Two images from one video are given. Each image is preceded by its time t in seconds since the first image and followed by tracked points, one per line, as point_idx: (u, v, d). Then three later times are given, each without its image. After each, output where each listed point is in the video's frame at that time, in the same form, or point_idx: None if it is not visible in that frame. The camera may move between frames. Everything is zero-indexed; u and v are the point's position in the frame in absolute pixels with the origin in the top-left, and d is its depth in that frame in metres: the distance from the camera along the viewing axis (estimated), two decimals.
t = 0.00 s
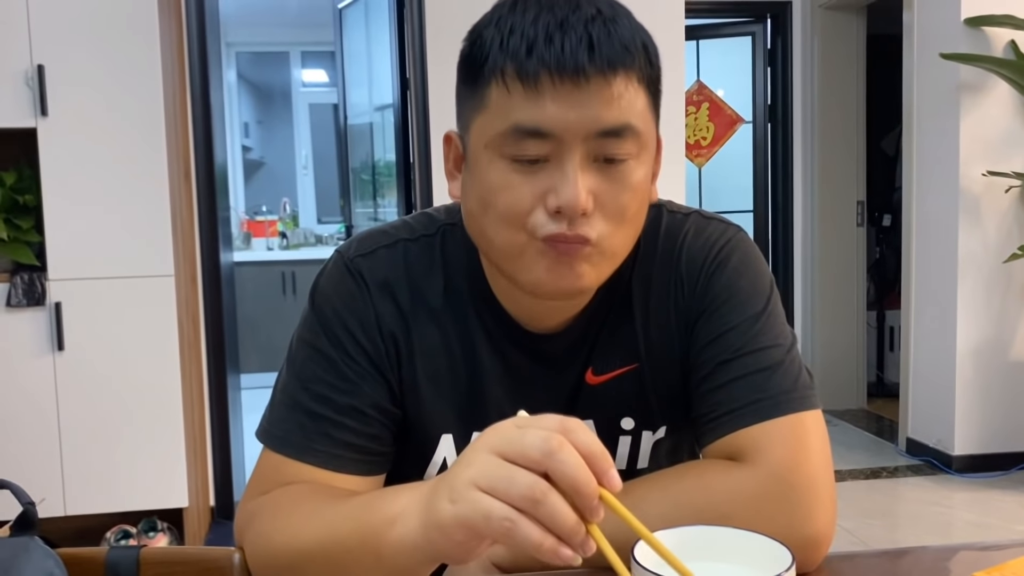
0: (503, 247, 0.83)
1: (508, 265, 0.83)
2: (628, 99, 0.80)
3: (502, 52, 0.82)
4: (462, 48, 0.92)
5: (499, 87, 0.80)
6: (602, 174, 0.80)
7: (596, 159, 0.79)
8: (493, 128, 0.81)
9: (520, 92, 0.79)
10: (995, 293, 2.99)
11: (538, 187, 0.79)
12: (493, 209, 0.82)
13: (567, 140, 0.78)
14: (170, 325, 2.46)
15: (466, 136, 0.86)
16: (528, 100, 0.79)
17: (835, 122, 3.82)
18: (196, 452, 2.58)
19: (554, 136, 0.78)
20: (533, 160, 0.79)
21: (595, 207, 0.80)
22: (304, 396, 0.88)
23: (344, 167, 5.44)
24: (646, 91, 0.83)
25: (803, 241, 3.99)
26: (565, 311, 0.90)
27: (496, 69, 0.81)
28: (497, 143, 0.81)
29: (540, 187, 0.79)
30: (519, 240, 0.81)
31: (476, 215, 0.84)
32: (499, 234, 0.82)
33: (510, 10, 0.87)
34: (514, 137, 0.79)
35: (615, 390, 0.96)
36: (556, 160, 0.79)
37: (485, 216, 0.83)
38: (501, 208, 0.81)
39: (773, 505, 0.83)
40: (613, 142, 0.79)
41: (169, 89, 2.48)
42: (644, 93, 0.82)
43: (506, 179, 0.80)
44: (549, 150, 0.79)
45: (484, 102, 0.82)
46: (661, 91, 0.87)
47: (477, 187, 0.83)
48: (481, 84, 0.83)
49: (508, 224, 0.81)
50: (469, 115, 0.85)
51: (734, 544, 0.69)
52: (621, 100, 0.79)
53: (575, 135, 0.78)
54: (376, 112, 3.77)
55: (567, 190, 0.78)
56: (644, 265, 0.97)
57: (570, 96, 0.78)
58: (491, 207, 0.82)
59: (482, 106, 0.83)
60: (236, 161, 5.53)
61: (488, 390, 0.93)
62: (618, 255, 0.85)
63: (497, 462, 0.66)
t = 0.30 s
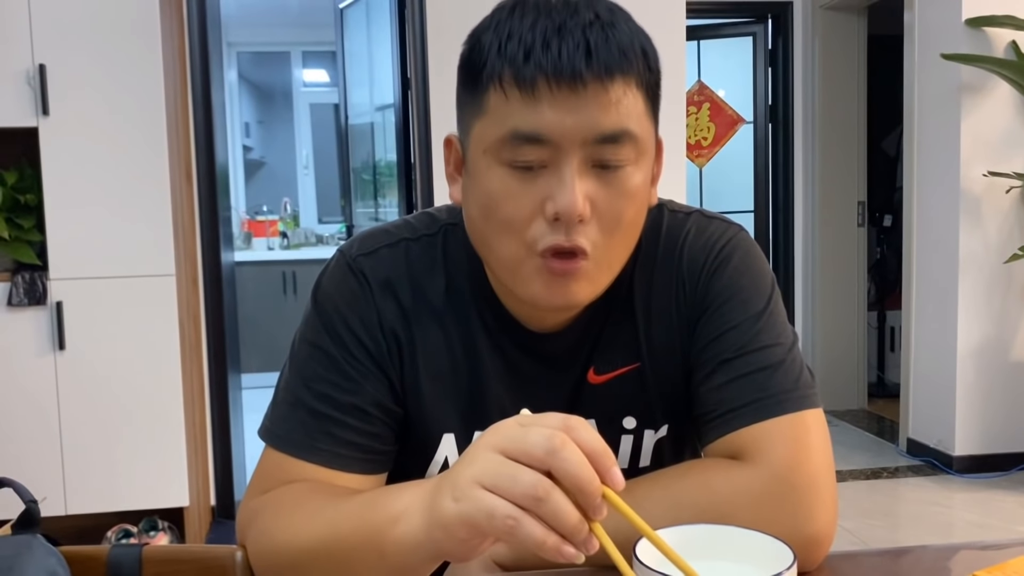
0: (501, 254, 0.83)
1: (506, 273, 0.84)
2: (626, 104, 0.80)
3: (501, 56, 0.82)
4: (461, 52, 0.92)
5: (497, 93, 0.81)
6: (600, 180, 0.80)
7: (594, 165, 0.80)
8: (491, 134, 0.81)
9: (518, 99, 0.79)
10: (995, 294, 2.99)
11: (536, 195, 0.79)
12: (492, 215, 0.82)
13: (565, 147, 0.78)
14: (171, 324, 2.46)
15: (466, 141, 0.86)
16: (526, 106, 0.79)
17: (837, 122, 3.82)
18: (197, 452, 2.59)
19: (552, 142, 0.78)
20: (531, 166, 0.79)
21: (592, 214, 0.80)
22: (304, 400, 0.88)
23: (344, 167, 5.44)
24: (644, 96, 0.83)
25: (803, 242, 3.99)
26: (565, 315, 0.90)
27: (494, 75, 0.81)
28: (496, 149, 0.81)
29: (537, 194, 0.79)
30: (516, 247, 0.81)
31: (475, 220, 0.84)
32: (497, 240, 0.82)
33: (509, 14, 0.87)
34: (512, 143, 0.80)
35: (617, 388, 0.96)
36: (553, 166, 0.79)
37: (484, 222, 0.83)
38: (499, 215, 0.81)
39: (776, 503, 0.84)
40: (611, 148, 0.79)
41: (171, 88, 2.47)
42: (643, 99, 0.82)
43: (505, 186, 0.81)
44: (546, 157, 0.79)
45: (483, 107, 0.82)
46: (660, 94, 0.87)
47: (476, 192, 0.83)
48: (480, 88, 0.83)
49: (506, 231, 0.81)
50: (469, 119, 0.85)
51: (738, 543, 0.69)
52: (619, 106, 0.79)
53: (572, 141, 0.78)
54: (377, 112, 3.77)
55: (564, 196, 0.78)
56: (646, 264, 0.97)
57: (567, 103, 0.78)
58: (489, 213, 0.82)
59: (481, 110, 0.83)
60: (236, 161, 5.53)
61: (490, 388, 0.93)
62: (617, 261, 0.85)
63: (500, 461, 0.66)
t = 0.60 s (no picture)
0: (497, 254, 0.83)
1: (503, 275, 0.84)
2: (623, 107, 0.80)
3: (498, 58, 0.82)
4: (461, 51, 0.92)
5: (494, 95, 0.81)
6: (596, 184, 0.80)
7: (590, 169, 0.80)
8: (488, 135, 0.81)
9: (514, 100, 0.79)
10: (994, 294, 3.00)
11: (532, 197, 0.80)
12: (487, 216, 0.82)
13: (561, 150, 0.78)
14: (170, 321, 2.47)
15: (464, 141, 0.86)
16: (522, 108, 0.79)
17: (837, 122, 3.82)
18: (196, 450, 2.59)
19: (547, 145, 0.78)
20: (527, 169, 0.80)
21: (588, 216, 0.80)
22: (303, 397, 0.88)
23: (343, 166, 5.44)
24: (643, 99, 0.83)
25: (803, 242, 3.99)
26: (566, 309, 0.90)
27: (491, 77, 0.81)
28: (492, 151, 0.81)
29: (533, 196, 0.80)
30: (512, 249, 0.82)
31: (471, 220, 0.85)
32: (493, 241, 0.83)
33: (508, 13, 0.87)
34: (508, 146, 0.80)
35: (617, 386, 0.96)
36: (549, 169, 0.79)
37: (480, 224, 0.83)
38: (496, 217, 0.81)
39: (774, 500, 0.84)
40: (607, 152, 0.79)
41: (170, 86, 2.47)
42: (641, 102, 0.83)
43: (501, 188, 0.81)
44: (542, 159, 0.79)
45: (481, 108, 0.83)
46: (659, 98, 0.87)
47: (473, 193, 0.83)
48: (478, 89, 0.83)
49: (502, 233, 0.82)
50: (466, 119, 0.85)
51: (738, 540, 0.69)
52: (616, 109, 0.79)
53: (568, 145, 0.78)
54: (377, 111, 3.77)
55: (559, 200, 0.78)
56: (645, 263, 0.97)
57: (563, 106, 0.78)
58: (485, 214, 0.82)
59: (478, 112, 0.83)
60: (235, 159, 5.53)
61: (489, 386, 0.93)
62: (613, 264, 0.85)
63: (500, 455, 0.66)
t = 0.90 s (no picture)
0: (498, 244, 0.83)
1: (504, 265, 0.84)
2: (624, 99, 0.80)
3: (499, 50, 0.82)
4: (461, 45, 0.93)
5: (496, 86, 0.81)
6: (597, 175, 0.81)
7: (591, 160, 0.80)
8: (489, 127, 0.82)
9: (516, 92, 0.80)
10: (991, 294, 3.00)
11: (534, 187, 0.80)
12: (489, 207, 0.82)
13: (562, 141, 0.79)
14: (168, 318, 2.47)
15: (464, 133, 0.87)
16: (524, 100, 0.79)
17: (835, 122, 3.83)
18: (193, 447, 2.59)
19: (549, 136, 0.79)
20: (529, 160, 0.80)
21: (589, 208, 0.81)
22: (302, 394, 0.89)
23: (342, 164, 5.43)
24: (643, 92, 0.83)
25: (801, 242, 4.00)
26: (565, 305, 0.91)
27: (493, 68, 0.82)
28: (494, 142, 0.82)
29: (534, 187, 0.80)
30: (513, 240, 0.82)
31: (472, 212, 0.85)
32: (495, 232, 0.83)
33: (508, 8, 0.88)
34: (510, 136, 0.80)
35: (614, 385, 0.96)
36: (551, 160, 0.79)
37: (481, 214, 0.84)
38: (498, 208, 0.82)
39: (769, 500, 0.84)
40: (608, 144, 0.80)
41: (169, 83, 2.47)
42: (642, 94, 0.83)
43: (503, 178, 0.81)
44: (544, 150, 0.79)
45: (482, 100, 0.83)
46: (659, 93, 0.88)
47: (473, 184, 0.84)
48: (478, 82, 0.83)
49: (504, 224, 0.82)
50: (467, 112, 0.85)
51: (733, 540, 0.70)
52: (617, 101, 0.80)
53: (570, 136, 0.79)
54: (376, 109, 3.76)
55: (561, 191, 0.79)
56: (643, 261, 0.98)
57: (565, 97, 0.78)
58: (487, 206, 0.83)
59: (480, 103, 0.83)
60: (234, 157, 5.53)
61: (486, 385, 0.94)
62: (614, 255, 0.86)
63: (496, 455, 0.67)
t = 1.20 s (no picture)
0: (499, 238, 0.84)
1: (504, 259, 0.85)
2: (626, 94, 0.81)
3: (502, 45, 0.83)
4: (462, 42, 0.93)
5: (498, 81, 0.81)
6: (599, 169, 0.81)
7: (592, 154, 0.81)
8: (491, 121, 0.82)
9: (518, 86, 0.80)
10: (987, 295, 3.01)
11: (536, 180, 0.80)
12: (490, 201, 0.83)
13: (564, 135, 0.79)
14: (166, 314, 2.47)
15: (465, 128, 0.87)
16: (526, 94, 0.80)
17: (833, 123, 3.84)
18: (190, 443, 2.59)
19: (551, 129, 0.79)
20: (531, 154, 0.80)
21: (590, 201, 0.81)
22: (301, 388, 0.89)
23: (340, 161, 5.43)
24: (644, 88, 0.84)
25: (797, 242, 4.01)
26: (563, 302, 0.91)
27: (495, 62, 0.82)
28: (496, 136, 0.82)
29: (536, 180, 0.80)
30: (514, 233, 0.82)
31: (473, 206, 0.85)
32: (496, 226, 0.83)
33: (511, 4, 0.88)
34: (512, 131, 0.80)
35: (610, 382, 0.97)
36: (553, 153, 0.80)
37: (482, 208, 0.84)
38: (499, 201, 0.82)
39: (764, 496, 0.85)
40: (609, 138, 0.80)
41: (168, 79, 2.48)
42: (643, 90, 0.84)
43: (504, 172, 0.81)
44: (546, 144, 0.80)
45: (483, 94, 0.83)
46: (659, 90, 0.88)
47: (474, 178, 0.84)
48: (480, 76, 0.84)
49: (505, 217, 0.82)
50: (469, 106, 0.86)
51: (728, 535, 0.70)
52: (618, 96, 0.80)
53: (572, 129, 0.79)
54: (374, 107, 3.76)
55: (563, 184, 0.79)
56: (641, 259, 0.98)
57: (567, 91, 0.79)
58: (488, 199, 0.83)
59: (481, 98, 0.84)
60: (232, 153, 5.53)
61: (483, 383, 0.94)
62: (614, 249, 0.86)
63: (493, 448, 0.67)
